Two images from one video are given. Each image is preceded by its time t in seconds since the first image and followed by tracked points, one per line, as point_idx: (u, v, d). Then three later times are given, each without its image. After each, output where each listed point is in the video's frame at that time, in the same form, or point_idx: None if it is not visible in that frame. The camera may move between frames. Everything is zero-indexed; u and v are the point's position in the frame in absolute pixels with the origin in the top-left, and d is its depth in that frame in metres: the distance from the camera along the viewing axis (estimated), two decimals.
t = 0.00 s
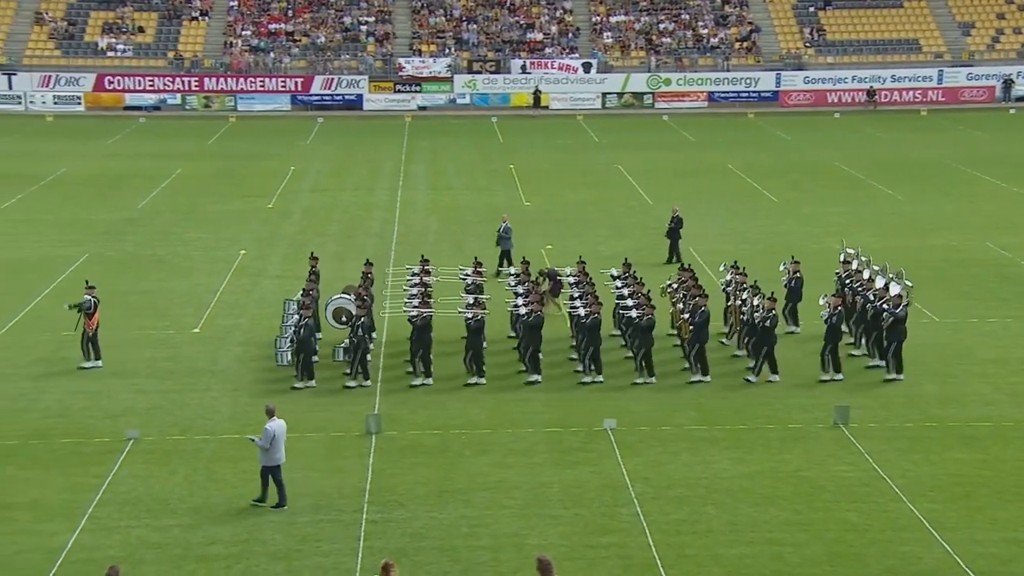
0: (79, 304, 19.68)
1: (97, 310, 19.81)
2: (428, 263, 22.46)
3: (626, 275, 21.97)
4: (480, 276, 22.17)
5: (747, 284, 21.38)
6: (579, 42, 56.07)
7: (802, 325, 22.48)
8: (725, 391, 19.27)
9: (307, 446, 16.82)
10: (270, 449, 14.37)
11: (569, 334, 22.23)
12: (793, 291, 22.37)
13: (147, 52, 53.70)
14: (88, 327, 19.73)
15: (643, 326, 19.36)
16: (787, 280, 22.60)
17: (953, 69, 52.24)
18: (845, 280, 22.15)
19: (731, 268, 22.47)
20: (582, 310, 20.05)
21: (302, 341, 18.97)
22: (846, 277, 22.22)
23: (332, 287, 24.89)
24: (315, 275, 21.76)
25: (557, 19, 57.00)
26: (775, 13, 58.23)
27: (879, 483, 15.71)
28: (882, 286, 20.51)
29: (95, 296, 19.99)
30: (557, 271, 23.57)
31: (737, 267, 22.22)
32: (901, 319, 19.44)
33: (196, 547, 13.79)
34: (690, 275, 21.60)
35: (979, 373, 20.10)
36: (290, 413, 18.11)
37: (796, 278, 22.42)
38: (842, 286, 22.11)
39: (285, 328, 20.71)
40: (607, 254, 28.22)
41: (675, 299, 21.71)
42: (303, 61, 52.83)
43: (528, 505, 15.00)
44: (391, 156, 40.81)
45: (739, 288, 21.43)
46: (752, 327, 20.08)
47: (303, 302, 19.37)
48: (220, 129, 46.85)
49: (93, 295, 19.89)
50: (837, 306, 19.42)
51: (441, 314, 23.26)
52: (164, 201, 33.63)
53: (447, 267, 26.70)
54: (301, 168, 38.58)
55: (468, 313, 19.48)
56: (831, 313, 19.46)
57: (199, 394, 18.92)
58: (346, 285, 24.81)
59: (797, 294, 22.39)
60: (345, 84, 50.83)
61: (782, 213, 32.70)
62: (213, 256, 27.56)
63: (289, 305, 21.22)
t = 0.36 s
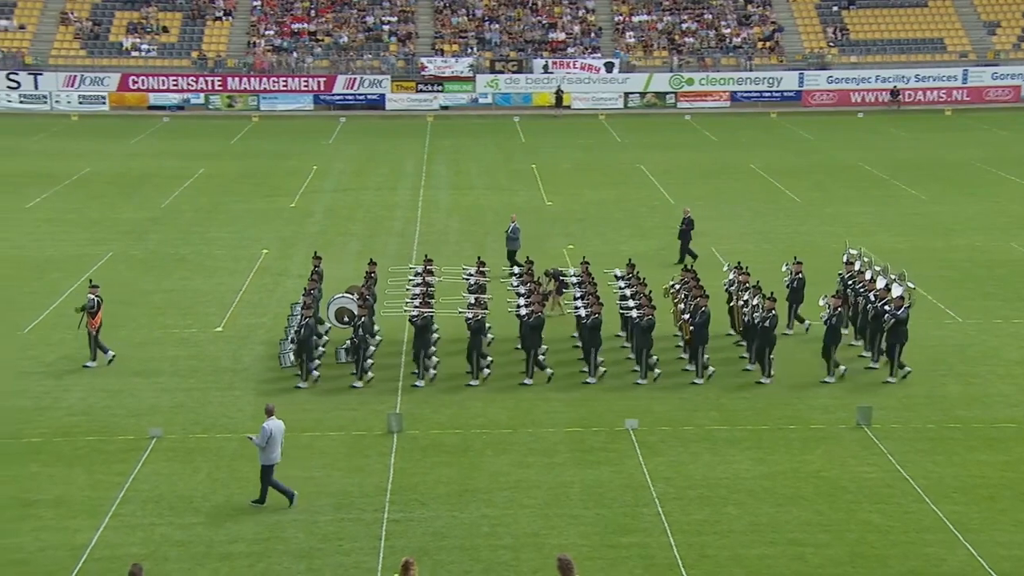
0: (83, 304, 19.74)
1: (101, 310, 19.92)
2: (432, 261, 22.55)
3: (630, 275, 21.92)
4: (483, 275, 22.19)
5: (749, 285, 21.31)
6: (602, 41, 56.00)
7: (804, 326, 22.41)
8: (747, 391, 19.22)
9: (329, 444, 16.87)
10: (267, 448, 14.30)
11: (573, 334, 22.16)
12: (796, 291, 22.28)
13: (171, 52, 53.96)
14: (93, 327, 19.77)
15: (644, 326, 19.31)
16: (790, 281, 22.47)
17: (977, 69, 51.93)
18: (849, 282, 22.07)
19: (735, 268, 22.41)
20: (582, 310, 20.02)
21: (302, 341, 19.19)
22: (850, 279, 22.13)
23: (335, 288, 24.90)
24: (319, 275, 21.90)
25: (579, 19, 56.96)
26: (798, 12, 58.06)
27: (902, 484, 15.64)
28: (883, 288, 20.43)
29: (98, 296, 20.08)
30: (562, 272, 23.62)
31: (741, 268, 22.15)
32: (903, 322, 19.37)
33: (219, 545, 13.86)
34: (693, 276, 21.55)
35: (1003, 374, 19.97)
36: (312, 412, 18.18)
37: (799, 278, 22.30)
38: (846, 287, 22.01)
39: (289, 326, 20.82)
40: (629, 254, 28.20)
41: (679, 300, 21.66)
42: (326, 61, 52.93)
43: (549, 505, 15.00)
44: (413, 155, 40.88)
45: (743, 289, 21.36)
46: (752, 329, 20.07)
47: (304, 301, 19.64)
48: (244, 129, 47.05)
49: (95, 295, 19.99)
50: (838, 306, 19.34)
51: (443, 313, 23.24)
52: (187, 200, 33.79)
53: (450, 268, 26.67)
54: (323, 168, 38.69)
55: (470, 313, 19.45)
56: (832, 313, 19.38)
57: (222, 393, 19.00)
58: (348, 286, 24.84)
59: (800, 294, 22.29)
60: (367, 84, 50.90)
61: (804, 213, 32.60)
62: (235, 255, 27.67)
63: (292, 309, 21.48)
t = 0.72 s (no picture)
0: (88, 304, 19.74)
1: (106, 309, 19.91)
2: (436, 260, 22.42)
3: (633, 276, 21.91)
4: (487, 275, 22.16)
5: (753, 286, 21.17)
6: (625, 41, 55.93)
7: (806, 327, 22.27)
8: (770, 392, 19.16)
9: (352, 444, 16.91)
10: (269, 445, 14.33)
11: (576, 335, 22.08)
12: (800, 293, 21.91)
13: (197, 52, 54.20)
14: (98, 326, 19.81)
15: (646, 326, 19.23)
16: (793, 282, 22.09)
17: (1004, 68, 51.56)
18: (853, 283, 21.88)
19: (739, 269, 22.29)
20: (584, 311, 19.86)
21: (306, 341, 19.15)
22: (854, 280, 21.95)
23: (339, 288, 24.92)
24: (322, 276, 21.81)
25: (603, 18, 56.89)
26: (823, 11, 57.83)
27: (926, 486, 15.56)
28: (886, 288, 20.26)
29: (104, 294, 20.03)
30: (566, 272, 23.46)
31: (744, 268, 22.06)
32: (904, 323, 19.21)
33: (242, 544, 13.92)
34: (697, 277, 21.37)
35: None
36: (336, 411, 18.22)
37: (802, 281, 21.86)
38: (849, 286, 21.83)
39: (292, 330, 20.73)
40: (653, 254, 28.15)
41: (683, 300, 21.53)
42: (349, 60, 53.06)
43: (571, 505, 15.00)
44: (436, 155, 40.96)
45: (745, 289, 21.33)
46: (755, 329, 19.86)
47: (306, 302, 19.59)
48: (268, 128, 47.22)
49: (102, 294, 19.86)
50: (839, 308, 19.22)
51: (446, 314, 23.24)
52: (212, 199, 33.96)
53: (454, 267, 26.62)
54: (347, 167, 38.79)
55: (472, 313, 19.46)
56: (833, 314, 19.26)
57: (246, 392, 19.08)
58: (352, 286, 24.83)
59: (804, 297, 21.93)
60: (391, 83, 51.07)
61: (829, 213, 32.48)
62: (259, 255, 27.78)
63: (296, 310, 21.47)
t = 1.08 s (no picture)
0: (95, 302, 19.86)
1: (112, 307, 20.01)
2: (442, 261, 22.47)
3: (639, 276, 21.89)
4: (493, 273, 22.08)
5: (758, 286, 21.10)
6: (649, 41, 55.81)
7: (811, 326, 22.27)
8: (795, 393, 19.09)
9: (375, 443, 16.96)
10: (265, 446, 14.38)
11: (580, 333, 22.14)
12: (804, 292, 21.86)
13: (222, 51, 54.43)
14: (104, 324, 19.94)
15: (650, 326, 19.25)
16: (798, 281, 22.10)
17: None
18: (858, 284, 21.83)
19: (744, 269, 22.26)
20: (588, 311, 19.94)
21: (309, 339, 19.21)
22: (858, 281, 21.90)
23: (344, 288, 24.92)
24: (328, 275, 21.81)
25: (627, 18, 56.78)
26: (848, 11, 57.56)
27: (952, 488, 15.48)
28: (889, 289, 20.15)
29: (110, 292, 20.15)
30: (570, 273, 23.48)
31: (749, 268, 22.03)
32: (907, 323, 19.11)
33: (267, 542, 13.98)
34: (702, 277, 21.34)
35: None
36: (359, 410, 18.27)
37: (807, 279, 21.87)
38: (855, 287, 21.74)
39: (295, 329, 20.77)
40: (677, 254, 28.11)
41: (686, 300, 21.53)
42: (374, 60, 53.14)
43: (595, 505, 15.00)
44: (460, 154, 41.01)
45: (750, 290, 21.29)
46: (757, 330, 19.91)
47: (311, 300, 19.61)
48: (292, 128, 47.35)
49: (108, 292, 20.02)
50: (841, 308, 19.19)
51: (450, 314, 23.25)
52: (237, 199, 34.11)
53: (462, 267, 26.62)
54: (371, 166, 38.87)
55: (477, 312, 19.48)
56: (835, 314, 19.23)
57: (271, 391, 19.16)
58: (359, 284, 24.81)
59: (809, 296, 21.86)
60: (415, 83, 51.17)
61: (854, 214, 32.34)
62: (284, 253, 27.90)
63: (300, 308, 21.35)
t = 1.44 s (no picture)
0: (98, 300, 20.06)
1: (116, 306, 20.21)
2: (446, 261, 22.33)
3: (642, 275, 21.77)
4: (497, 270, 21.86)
5: (760, 285, 21.03)
6: (672, 41, 55.71)
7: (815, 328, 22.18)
8: (818, 393, 19.02)
9: (396, 442, 17.00)
10: (266, 446, 14.42)
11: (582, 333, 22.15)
12: (807, 292, 21.99)
13: (245, 51, 54.63)
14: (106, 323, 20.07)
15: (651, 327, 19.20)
16: (802, 282, 22.21)
17: None
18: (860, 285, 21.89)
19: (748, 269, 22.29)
20: (589, 311, 19.93)
21: (310, 339, 19.24)
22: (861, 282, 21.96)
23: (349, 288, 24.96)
24: (332, 275, 21.83)
25: (650, 18, 56.68)
26: (872, 10, 57.30)
27: (975, 489, 15.40)
28: (891, 290, 20.24)
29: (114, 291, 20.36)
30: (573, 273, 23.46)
31: (753, 268, 22.07)
32: (908, 323, 19.17)
33: (289, 540, 14.04)
34: (705, 276, 21.29)
35: None
36: (380, 410, 18.31)
37: (810, 279, 22.00)
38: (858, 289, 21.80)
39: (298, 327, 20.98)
40: (700, 254, 28.05)
41: (689, 300, 21.44)
42: (396, 59, 53.22)
43: (616, 504, 14.99)
44: (482, 154, 41.05)
45: (754, 290, 21.19)
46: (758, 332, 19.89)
47: (312, 299, 19.63)
48: (314, 127, 47.47)
49: (114, 291, 20.27)
50: (841, 308, 19.24)
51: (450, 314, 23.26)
52: (259, 198, 34.24)
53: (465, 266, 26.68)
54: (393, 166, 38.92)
55: (478, 313, 19.49)
56: (834, 315, 19.28)
57: (293, 390, 19.22)
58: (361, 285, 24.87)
59: (812, 295, 21.98)
60: (438, 82, 51.23)
61: (878, 213, 32.22)
62: (307, 253, 27.99)
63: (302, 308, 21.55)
